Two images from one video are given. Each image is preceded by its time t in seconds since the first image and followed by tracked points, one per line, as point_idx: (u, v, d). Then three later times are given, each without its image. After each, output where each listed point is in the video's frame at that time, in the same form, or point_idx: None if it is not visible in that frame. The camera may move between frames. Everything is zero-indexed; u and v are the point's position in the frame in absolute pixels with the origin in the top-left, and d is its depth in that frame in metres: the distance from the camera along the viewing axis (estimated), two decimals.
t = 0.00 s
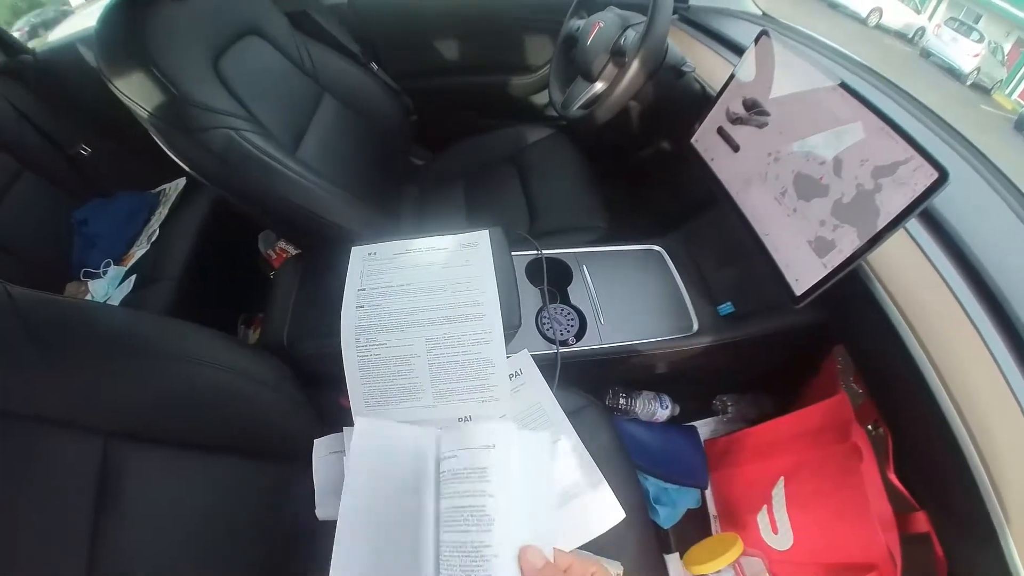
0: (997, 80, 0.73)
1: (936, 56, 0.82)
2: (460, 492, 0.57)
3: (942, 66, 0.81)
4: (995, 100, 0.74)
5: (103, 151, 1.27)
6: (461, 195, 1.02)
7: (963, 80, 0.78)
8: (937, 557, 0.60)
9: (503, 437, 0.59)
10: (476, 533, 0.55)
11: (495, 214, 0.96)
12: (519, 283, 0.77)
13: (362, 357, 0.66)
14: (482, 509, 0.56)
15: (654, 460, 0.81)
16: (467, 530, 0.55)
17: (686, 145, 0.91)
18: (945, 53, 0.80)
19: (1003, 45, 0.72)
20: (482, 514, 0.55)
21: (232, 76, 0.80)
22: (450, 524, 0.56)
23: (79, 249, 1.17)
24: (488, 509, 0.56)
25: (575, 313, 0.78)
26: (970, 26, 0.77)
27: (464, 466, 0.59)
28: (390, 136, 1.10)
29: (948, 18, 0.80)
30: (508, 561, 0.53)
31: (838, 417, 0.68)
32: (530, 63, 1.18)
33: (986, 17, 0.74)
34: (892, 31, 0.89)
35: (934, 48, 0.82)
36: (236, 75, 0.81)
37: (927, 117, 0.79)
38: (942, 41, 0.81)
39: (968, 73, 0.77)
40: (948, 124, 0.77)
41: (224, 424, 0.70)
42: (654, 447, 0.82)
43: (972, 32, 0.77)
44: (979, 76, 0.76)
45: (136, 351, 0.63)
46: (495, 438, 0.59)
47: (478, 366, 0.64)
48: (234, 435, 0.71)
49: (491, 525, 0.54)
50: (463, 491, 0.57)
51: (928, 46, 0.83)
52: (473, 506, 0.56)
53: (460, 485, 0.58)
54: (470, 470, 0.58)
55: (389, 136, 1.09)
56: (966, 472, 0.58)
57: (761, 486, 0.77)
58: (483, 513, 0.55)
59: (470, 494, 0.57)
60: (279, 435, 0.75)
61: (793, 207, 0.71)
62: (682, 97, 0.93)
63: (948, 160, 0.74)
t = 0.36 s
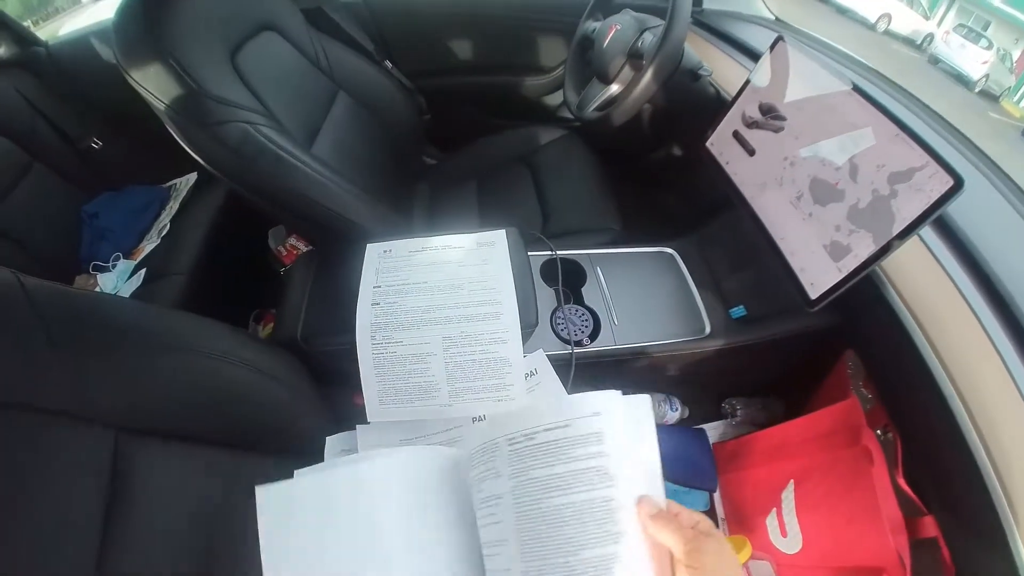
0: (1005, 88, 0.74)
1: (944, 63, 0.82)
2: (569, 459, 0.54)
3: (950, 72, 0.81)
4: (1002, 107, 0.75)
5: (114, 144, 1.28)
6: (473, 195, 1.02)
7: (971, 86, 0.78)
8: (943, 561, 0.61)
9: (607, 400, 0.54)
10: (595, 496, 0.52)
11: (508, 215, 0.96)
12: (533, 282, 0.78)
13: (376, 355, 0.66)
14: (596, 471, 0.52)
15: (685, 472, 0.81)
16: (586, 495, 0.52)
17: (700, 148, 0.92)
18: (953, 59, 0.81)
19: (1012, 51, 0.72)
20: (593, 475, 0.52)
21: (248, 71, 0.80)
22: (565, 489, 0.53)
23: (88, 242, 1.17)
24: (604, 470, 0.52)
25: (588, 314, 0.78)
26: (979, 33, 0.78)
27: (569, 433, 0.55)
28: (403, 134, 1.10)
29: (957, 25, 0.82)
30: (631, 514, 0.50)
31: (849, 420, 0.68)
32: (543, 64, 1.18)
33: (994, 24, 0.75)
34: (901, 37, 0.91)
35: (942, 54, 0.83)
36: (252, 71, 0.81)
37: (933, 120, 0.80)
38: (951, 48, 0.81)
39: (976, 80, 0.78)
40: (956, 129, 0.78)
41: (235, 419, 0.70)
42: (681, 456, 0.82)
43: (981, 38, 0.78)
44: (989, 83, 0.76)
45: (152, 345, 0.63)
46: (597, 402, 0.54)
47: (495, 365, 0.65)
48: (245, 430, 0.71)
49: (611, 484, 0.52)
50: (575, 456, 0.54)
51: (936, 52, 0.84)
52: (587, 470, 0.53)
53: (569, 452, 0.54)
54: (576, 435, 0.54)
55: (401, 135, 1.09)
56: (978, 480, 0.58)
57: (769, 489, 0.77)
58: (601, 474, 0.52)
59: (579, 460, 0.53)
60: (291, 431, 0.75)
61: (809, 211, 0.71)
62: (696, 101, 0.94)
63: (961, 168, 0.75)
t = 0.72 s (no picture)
0: (1013, 96, 0.73)
1: (952, 70, 0.82)
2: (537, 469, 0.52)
3: (958, 80, 0.81)
4: (1011, 116, 0.74)
5: (123, 140, 1.29)
6: (480, 196, 1.03)
7: (980, 94, 0.78)
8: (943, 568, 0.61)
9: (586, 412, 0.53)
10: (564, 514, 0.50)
11: (515, 216, 0.96)
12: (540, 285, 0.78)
13: (382, 353, 0.66)
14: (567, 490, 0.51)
15: (670, 466, 0.82)
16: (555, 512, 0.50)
17: (707, 154, 0.92)
18: (962, 67, 0.80)
19: (1020, 60, 0.72)
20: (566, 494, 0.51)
21: (259, 70, 0.81)
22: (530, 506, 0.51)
23: (97, 236, 1.19)
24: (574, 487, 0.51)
25: (593, 317, 0.79)
26: (986, 41, 0.77)
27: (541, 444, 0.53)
28: (412, 135, 1.11)
29: (965, 32, 0.80)
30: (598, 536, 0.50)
31: (852, 427, 0.68)
32: (553, 67, 1.19)
33: (1004, 32, 0.74)
34: (909, 44, 0.90)
35: (950, 61, 0.82)
36: (263, 70, 0.82)
37: (939, 128, 0.80)
38: (959, 55, 0.81)
39: (985, 87, 0.77)
40: (965, 139, 0.78)
41: (241, 416, 0.71)
42: (665, 451, 0.83)
43: (989, 47, 0.76)
44: (996, 91, 0.75)
45: (158, 340, 0.64)
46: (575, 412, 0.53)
47: (501, 366, 0.65)
48: (250, 426, 0.72)
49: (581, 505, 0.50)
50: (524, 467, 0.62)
51: (944, 59, 0.83)
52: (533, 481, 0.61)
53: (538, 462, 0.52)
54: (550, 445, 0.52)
55: (410, 135, 1.10)
56: (979, 489, 0.58)
57: (771, 493, 0.77)
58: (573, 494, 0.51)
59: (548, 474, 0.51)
60: (295, 428, 0.76)
61: (814, 218, 0.72)
62: (704, 106, 0.94)
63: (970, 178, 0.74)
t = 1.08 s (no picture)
0: (1019, 104, 0.75)
1: (960, 78, 0.82)
2: (606, 452, 0.59)
3: (965, 88, 0.81)
4: (1016, 123, 0.75)
5: (132, 137, 1.30)
6: (487, 199, 1.04)
7: (986, 102, 0.79)
8: None
9: (652, 405, 0.60)
10: (626, 496, 0.57)
11: (521, 220, 0.97)
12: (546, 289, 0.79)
13: (389, 354, 0.67)
14: (631, 476, 0.58)
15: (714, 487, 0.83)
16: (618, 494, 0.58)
17: (714, 161, 0.93)
18: (969, 76, 0.81)
19: None
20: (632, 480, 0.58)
21: (271, 72, 0.82)
22: (594, 492, 0.58)
23: (105, 232, 1.19)
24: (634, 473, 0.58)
25: (599, 321, 0.79)
26: (994, 49, 0.77)
27: (601, 431, 0.60)
28: (420, 137, 1.12)
29: (973, 40, 0.80)
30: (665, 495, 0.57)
31: (856, 435, 0.69)
32: (561, 71, 1.19)
33: (1012, 40, 0.74)
34: (916, 52, 0.90)
35: (958, 69, 0.82)
36: (275, 71, 0.82)
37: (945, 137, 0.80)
38: (966, 63, 0.81)
39: (992, 96, 0.78)
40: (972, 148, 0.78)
41: (246, 414, 0.71)
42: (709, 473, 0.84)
43: (997, 54, 0.77)
44: (1004, 99, 0.77)
45: (168, 336, 0.64)
46: (642, 403, 0.61)
47: (508, 369, 0.66)
48: (255, 424, 0.73)
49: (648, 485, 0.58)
50: (610, 443, 0.60)
51: (952, 67, 0.83)
52: (618, 456, 0.59)
53: (602, 447, 0.60)
54: (619, 432, 0.60)
55: (418, 137, 1.11)
56: (982, 499, 0.59)
57: (773, 501, 0.76)
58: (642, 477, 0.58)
59: (615, 457, 0.59)
60: (299, 426, 0.76)
61: (821, 226, 0.72)
62: (711, 113, 0.94)
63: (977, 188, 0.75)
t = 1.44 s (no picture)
0: None
1: (964, 85, 0.81)
2: (579, 463, 0.59)
3: (970, 94, 0.80)
4: (1020, 130, 0.73)
5: (137, 138, 1.31)
6: (488, 204, 1.05)
7: (991, 109, 0.77)
8: None
9: (629, 416, 0.60)
10: (598, 507, 0.57)
11: (521, 225, 0.98)
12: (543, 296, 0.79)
13: (386, 359, 0.68)
14: (604, 487, 0.58)
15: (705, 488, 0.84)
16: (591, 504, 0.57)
17: (714, 168, 0.93)
18: (974, 82, 0.80)
19: None
20: (606, 490, 0.58)
21: (274, 77, 0.82)
22: (566, 502, 0.58)
23: (109, 232, 1.21)
24: (607, 484, 0.58)
25: (596, 328, 0.80)
26: (1000, 54, 0.76)
27: (575, 442, 0.60)
28: (422, 141, 1.13)
29: (978, 46, 0.79)
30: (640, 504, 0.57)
31: (851, 445, 0.69)
32: (563, 77, 1.20)
33: (1017, 47, 0.73)
34: (921, 58, 0.89)
35: (963, 75, 0.82)
36: (278, 76, 0.83)
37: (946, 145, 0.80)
38: (972, 69, 0.80)
39: (996, 102, 0.77)
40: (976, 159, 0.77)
41: (245, 415, 0.72)
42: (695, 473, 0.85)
43: (1002, 60, 0.76)
44: (1008, 106, 0.75)
45: (169, 338, 0.65)
46: (618, 414, 0.60)
47: (503, 376, 0.66)
48: (254, 425, 0.74)
49: (622, 497, 0.57)
50: (583, 453, 0.59)
51: (957, 73, 0.83)
52: (591, 467, 0.59)
53: (575, 458, 0.59)
54: (593, 443, 0.59)
55: (420, 141, 1.12)
56: (976, 510, 0.59)
57: (769, 509, 0.77)
58: (616, 488, 0.58)
59: (589, 468, 0.59)
60: (297, 428, 0.77)
61: (818, 236, 0.72)
62: (711, 120, 0.95)
63: (976, 199, 0.74)
